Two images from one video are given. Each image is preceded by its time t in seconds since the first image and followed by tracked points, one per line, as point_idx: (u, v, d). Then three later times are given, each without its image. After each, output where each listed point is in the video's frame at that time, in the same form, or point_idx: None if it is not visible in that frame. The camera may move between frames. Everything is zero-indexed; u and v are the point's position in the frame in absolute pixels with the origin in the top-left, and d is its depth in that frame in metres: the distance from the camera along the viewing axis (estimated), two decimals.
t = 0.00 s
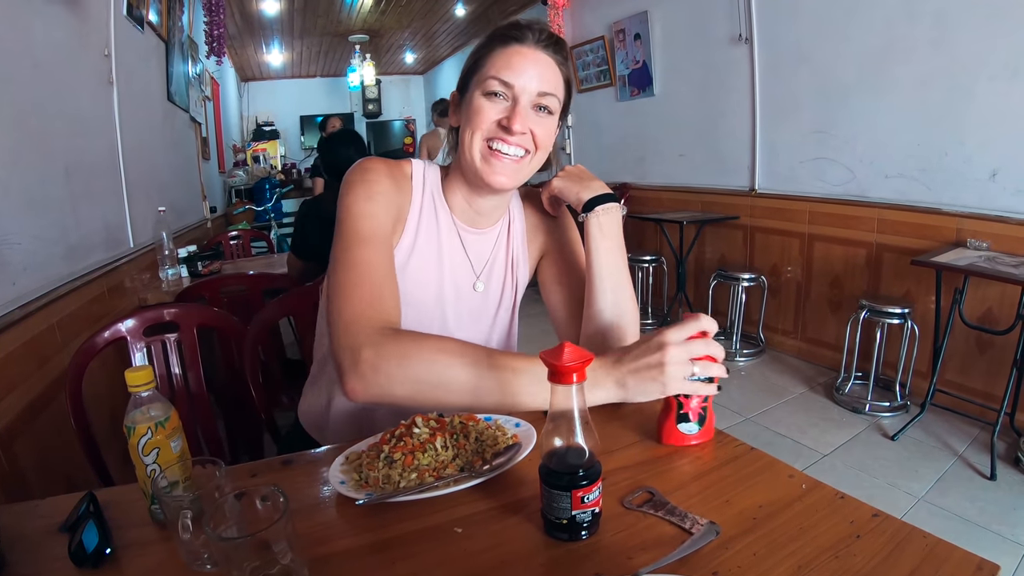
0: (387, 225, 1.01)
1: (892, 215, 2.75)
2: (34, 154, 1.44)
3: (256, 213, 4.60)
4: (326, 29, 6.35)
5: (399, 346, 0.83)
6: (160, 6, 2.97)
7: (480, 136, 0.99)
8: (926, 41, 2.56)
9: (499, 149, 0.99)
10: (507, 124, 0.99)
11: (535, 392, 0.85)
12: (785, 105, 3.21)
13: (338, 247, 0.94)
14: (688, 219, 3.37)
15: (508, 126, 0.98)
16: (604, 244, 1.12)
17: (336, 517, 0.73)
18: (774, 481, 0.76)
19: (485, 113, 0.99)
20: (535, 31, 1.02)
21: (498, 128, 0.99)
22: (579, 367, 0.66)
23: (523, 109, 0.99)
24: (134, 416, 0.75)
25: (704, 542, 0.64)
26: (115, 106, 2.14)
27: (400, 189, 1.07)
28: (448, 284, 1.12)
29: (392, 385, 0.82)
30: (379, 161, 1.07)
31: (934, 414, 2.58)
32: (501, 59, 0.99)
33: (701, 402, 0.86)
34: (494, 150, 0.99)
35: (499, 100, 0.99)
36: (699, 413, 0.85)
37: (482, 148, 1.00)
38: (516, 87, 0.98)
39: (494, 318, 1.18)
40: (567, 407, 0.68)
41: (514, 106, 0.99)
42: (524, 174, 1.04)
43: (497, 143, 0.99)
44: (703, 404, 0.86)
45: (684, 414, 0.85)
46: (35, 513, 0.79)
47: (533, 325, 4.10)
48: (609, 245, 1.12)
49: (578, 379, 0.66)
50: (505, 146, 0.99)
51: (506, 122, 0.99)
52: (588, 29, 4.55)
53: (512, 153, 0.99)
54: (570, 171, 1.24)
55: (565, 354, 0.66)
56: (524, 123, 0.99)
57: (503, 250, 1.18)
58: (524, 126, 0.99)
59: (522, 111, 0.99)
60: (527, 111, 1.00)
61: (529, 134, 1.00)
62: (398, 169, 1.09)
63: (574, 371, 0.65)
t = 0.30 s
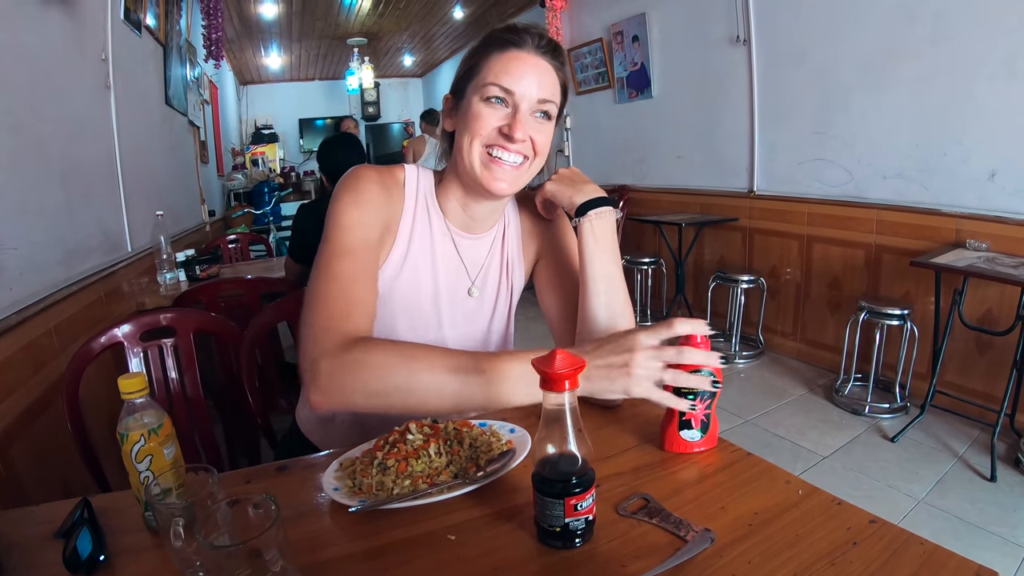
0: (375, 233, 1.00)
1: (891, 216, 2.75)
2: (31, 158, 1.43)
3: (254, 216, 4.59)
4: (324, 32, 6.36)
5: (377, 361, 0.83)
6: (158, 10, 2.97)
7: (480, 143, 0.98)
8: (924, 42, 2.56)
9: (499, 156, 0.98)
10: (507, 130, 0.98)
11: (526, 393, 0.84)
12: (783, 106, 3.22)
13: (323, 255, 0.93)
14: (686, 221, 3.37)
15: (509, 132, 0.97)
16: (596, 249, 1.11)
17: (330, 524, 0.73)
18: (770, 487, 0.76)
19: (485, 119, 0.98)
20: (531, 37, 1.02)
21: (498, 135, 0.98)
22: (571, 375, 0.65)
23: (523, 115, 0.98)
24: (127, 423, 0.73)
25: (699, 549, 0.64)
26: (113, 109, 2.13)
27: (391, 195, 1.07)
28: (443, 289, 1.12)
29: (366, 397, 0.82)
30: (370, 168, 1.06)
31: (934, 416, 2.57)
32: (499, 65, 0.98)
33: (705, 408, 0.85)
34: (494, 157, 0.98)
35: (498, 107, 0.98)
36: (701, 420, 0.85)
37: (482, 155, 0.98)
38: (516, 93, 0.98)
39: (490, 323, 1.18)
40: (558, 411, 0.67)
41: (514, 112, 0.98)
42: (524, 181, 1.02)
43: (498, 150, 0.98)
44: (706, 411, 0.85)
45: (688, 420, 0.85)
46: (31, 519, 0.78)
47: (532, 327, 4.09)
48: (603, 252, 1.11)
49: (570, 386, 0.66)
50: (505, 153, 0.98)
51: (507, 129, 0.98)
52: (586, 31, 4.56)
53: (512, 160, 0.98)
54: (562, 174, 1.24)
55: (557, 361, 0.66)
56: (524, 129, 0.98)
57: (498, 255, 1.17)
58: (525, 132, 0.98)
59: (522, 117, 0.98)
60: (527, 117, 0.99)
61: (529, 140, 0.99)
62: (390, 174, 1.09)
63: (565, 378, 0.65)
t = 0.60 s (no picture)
0: (327, 250, 0.99)
1: (891, 216, 2.74)
2: (28, 155, 1.42)
3: (253, 215, 4.58)
4: (323, 30, 6.35)
5: (316, 353, 0.78)
6: (157, 8, 2.96)
7: (461, 141, 0.96)
8: (924, 41, 2.55)
9: (480, 156, 0.96)
10: (488, 131, 0.94)
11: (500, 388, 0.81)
12: (783, 106, 3.21)
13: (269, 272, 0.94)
14: (686, 221, 3.36)
15: (489, 133, 0.94)
16: (578, 251, 1.04)
17: (327, 523, 0.72)
18: (771, 486, 0.75)
19: (466, 118, 0.94)
20: (518, 30, 0.96)
21: (479, 135, 0.95)
22: (571, 371, 0.66)
23: (505, 115, 0.94)
24: (122, 420, 0.73)
25: (699, 549, 0.63)
26: (111, 107, 2.13)
27: (358, 202, 1.04)
28: (430, 282, 1.10)
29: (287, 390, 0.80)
30: (339, 174, 1.04)
31: (934, 415, 2.57)
32: (482, 61, 0.94)
33: (705, 407, 0.86)
34: (474, 156, 0.96)
35: (480, 105, 0.94)
36: (702, 418, 0.85)
37: (463, 153, 0.96)
38: (498, 92, 0.93)
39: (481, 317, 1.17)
40: (557, 407, 0.69)
41: (496, 111, 0.94)
42: (505, 177, 1.01)
43: (479, 149, 0.96)
44: (707, 409, 0.86)
45: (688, 419, 0.85)
46: (26, 518, 0.77)
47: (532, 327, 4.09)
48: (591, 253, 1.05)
49: (570, 383, 0.66)
50: (486, 152, 0.95)
51: (488, 130, 0.94)
52: (586, 30, 4.55)
53: (492, 160, 0.96)
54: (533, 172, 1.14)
55: (557, 357, 0.67)
56: (505, 129, 0.94)
57: (488, 246, 1.15)
58: (506, 134, 0.94)
59: (503, 117, 0.94)
60: (509, 116, 0.94)
61: (511, 140, 0.96)
62: (362, 176, 1.06)
63: (565, 374, 0.66)
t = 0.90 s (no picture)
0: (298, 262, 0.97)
1: (889, 220, 2.75)
2: (25, 155, 1.42)
3: (250, 216, 4.57)
4: (322, 31, 6.34)
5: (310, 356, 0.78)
6: (155, 8, 2.95)
7: (421, 153, 0.90)
8: (923, 45, 2.56)
9: (441, 169, 0.90)
10: (448, 144, 0.88)
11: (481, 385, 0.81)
12: (781, 109, 3.22)
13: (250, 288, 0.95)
14: (683, 223, 3.37)
15: (448, 148, 0.88)
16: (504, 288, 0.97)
17: (319, 528, 0.71)
18: (768, 492, 0.75)
19: (426, 130, 0.88)
20: (485, 35, 0.88)
21: (440, 148, 0.89)
22: (566, 376, 0.66)
23: (467, 128, 0.87)
24: (114, 423, 0.72)
25: (696, 555, 0.63)
26: (108, 107, 2.12)
27: (323, 210, 1.00)
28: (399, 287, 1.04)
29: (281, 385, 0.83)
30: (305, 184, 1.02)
31: (931, 419, 2.57)
32: (446, 72, 0.86)
33: (702, 412, 0.85)
34: (435, 169, 0.90)
35: (442, 117, 0.87)
36: (699, 423, 0.85)
37: (423, 165, 0.91)
38: (460, 105, 0.86)
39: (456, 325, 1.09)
40: (553, 412, 0.68)
41: (457, 124, 0.87)
42: (467, 187, 0.95)
43: (440, 161, 0.90)
44: (704, 414, 0.85)
45: (685, 424, 0.84)
46: (17, 519, 0.76)
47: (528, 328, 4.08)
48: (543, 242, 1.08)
49: (565, 388, 0.66)
50: (446, 165, 0.90)
51: (448, 143, 0.88)
52: (584, 33, 4.55)
53: (455, 174, 0.91)
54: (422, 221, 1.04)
55: (552, 363, 0.67)
56: (466, 143, 0.88)
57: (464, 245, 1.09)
58: (466, 148, 0.88)
59: (465, 131, 0.87)
60: (472, 130, 0.88)
61: (472, 153, 0.89)
62: (327, 184, 1.03)
63: (561, 380, 0.65)
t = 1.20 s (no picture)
0: (278, 272, 1.00)
1: (883, 224, 2.76)
2: (18, 150, 1.40)
3: (243, 215, 4.55)
4: (317, 30, 6.32)
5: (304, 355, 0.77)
6: (150, 4, 2.93)
7: (401, 159, 0.89)
8: (919, 49, 2.57)
9: (421, 174, 0.89)
10: (428, 150, 0.87)
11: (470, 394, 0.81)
12: (776, 113, 3.23)
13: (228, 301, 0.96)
14: (677, 226, 3.37)
15: (428, 154, 0.87)
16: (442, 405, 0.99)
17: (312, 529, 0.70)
18: (763, 494, 0.74)
19: (405, 136, 0.87)
20: (459, 34, 0.86)
21: (419, 154, 0.87)
22: (563, 377, 0.65)
23: (446, 133, 0.86)
24: (106, 421, 0.71)
25: (692, 557, 0.62)
26: (102, 103, 2.10)
27: (300, 220, 1.02)
28: (381, 292, 1.07)
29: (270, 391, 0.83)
30: (280, 196, 1.03)
31: (923, 422, 2.58)
32: (420, 74, 0.84)
33: (697, 413, 0.85)
34: (415, 174, 0.89)
35: (419, 123, 0.86)
36: (694, 425, 0.84)
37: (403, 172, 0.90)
38: (437, 109, 0.84)
39: (442, 324, 1.13)
40: (550, 415, 0.67)
41: (436, 129, 0.86)
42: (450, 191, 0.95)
43: (420, 167, 0.89)
44: (699, 415, 0.85)
45: (680, 425, 0.84)
46: (7, 518, 0.75)
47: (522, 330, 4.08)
48: (524, 238, 1.15)
49: (561, 389, 0.66)
50: (427, 171, 0.89)
51: (427, 149, 0.87)
52: (580, 34, 4.56)
53: (436, 179, 0.90)
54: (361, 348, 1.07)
55: (549, 363, 0.67)
56: (447, 148, 0.87)
57: (445, 248, 1.12)
58: (447, 153, 0.87)
59: (445, 136, 0.86)
60: (451, 133, 0.86)
61: (453, 158, 0.89)
62: (304, 194, 1.05)
63: (557, 380, 0.65)
